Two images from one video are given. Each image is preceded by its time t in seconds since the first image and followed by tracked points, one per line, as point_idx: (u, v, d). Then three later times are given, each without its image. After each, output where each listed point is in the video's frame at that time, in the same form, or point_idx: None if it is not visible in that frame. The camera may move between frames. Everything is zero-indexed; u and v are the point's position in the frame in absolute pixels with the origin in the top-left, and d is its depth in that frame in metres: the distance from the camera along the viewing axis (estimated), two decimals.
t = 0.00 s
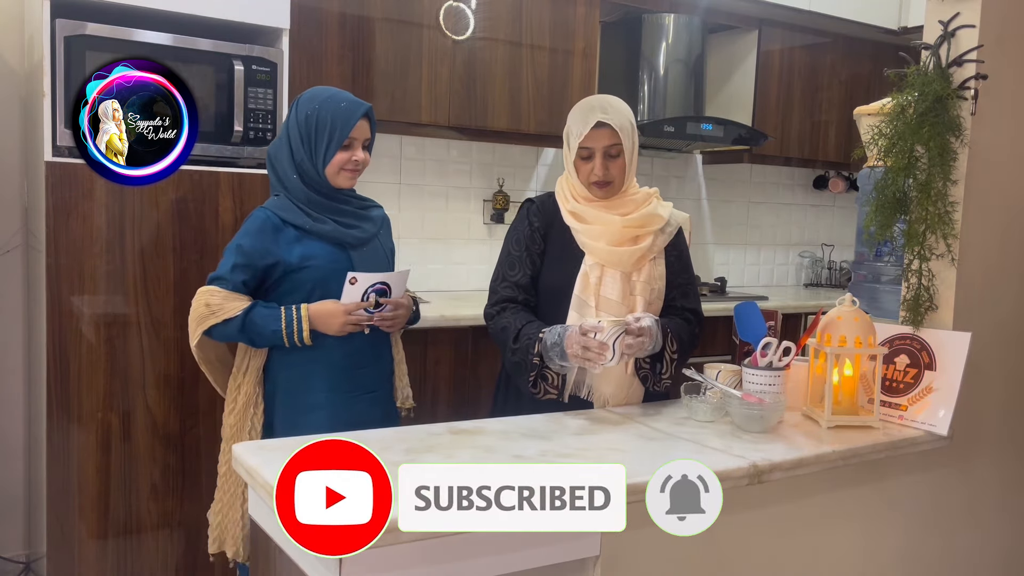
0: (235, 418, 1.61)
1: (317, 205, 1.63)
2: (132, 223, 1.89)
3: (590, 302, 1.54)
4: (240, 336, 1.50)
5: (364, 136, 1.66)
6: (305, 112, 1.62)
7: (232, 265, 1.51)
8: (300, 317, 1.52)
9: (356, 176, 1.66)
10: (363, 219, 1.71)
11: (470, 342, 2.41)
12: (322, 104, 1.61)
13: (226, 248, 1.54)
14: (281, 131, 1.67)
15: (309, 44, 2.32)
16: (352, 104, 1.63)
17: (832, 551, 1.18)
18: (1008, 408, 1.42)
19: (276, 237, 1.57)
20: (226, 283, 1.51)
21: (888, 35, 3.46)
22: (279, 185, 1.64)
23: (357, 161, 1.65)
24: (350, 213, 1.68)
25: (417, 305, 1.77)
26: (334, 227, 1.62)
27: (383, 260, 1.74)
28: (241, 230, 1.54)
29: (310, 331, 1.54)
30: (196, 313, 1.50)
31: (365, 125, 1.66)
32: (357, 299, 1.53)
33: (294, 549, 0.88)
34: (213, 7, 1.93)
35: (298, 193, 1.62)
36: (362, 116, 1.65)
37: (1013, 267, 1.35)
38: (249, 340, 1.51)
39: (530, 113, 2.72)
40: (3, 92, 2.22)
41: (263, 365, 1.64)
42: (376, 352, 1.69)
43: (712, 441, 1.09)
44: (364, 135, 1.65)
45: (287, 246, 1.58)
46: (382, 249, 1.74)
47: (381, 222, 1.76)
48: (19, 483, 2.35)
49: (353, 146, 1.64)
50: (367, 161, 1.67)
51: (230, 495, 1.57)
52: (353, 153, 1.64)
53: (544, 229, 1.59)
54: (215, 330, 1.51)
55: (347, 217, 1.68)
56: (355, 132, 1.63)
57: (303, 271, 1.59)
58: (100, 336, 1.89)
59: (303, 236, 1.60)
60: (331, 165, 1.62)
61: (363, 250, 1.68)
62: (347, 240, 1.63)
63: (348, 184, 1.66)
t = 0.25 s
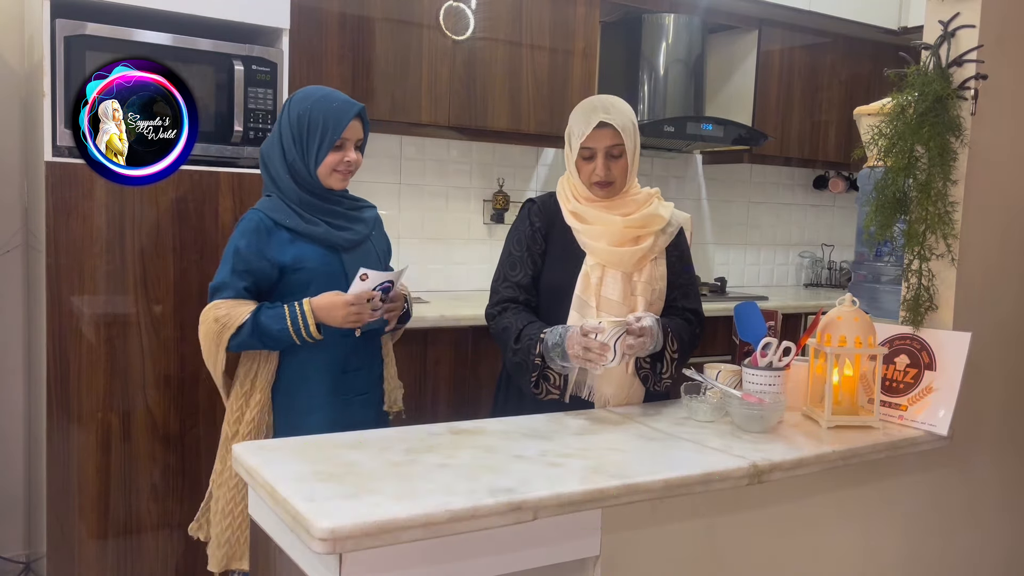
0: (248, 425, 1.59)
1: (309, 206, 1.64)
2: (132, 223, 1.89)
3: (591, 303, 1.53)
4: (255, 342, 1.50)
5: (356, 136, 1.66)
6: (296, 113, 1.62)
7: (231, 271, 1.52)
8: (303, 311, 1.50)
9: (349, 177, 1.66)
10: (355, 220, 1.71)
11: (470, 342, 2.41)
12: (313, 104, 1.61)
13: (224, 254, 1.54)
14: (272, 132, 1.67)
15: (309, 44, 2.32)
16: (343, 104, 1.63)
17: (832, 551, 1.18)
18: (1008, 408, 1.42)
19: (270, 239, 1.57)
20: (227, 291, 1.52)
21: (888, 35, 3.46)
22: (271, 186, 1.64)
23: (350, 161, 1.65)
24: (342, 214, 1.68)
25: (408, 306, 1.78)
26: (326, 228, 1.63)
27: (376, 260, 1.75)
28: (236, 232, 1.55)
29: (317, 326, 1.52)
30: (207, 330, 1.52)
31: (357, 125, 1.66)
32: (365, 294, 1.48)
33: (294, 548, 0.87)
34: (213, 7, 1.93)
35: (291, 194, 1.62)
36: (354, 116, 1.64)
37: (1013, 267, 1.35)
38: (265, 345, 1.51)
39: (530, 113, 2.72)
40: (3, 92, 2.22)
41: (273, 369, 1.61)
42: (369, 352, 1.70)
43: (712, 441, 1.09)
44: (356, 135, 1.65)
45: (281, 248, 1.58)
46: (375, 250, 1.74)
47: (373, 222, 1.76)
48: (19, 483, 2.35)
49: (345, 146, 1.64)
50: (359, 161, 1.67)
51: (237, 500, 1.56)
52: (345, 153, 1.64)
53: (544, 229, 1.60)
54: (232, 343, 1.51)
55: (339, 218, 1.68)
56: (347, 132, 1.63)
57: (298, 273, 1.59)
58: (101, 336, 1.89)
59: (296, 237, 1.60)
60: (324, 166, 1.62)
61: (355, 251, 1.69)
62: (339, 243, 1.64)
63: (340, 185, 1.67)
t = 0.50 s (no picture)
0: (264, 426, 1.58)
1: (305, 206, 1.64)
2: (132, 222, 1.89)
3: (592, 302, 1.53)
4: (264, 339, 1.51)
5: (351, 135, 1.66)
6: (291, 112, 1.62)
7: (231, 270, 1.53)
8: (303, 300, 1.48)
9: (344, 177, 1.66)
10: (350, 220, 1.72)
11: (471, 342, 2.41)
12: (308, 104, 1.61)
13: (223, 252, 1.55)
14: (269, 130, 1.67)
15: (309, 44, 2.32)
16: (338, 103, 1.62)
17: (832, 551, 1.17)
18: (1008, 408, 1.42)
19: (267, 238, 1.58)
20: (228, 291, 1.53)
21: (888, 35, 3.46)
22: (268, 185, 1.65)
23: (345, 161, 1.64)
24: (337, 215, 1.69)
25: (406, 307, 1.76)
26: (320, 229, 1.64)
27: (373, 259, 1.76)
28: (234, 231, 1.56)
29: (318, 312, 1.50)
30: (213, 332, 1.51)
31: (353, 125, 1.65)
32: (341, 271, 1.43)
33: (294, 548, 0.87)
34: (213, 6, 1.93)
35: (287, 194, 1.63)
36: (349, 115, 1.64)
37: (1013, 267, 1.35)
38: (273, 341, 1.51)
39: (530, 113, 2.72)
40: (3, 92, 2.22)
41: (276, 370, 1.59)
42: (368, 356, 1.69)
43: (712, 441, 1.09)
44: (351, 134, 1.64)
45: (277, 246, 1.59)
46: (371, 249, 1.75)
47: (370, 220, 1.76)
48: (19, 483, 2.35)
49: (340, 146, 1.64)
50: (355, 161, 1.67)
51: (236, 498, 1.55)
52: (340, 152, 1.64)
53: (545, 229, 1.60)
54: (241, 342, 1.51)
55: (334, 219, 1.69)
56: (342, 132, 1.63)
57: (296, 273, 1.60)
58: (101, 336, 1.89)
59: (292, 237, 1.61)
60: (319, 166, 1.62)
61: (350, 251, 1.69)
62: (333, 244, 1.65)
63: (336, 184, 1.67)
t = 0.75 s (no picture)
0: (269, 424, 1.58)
1: (300, 206, 1.64)
2: (132, 222, 1.89)
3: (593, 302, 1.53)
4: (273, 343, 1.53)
5: (343, 134, 1.65)
6: (284, 113, 1.62)
7: (232, 269, 1.55)
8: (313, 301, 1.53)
9: (339, 176, 1.65)
10: (348, 221, 1.70)
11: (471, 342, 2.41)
12: (299, 104, 1.61)
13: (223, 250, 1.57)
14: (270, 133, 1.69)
15: (309, 44, 2.32)
16: (328, 102, 1.62)
17: (832, 551, 1.18)
18: (1008, 408, 1.42)
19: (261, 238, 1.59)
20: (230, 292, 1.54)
21: (888, 35, 3.46)
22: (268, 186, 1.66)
23: (338, 160, 1.63)
24: (333, 216, 1.68)
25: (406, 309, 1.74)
26: (312, 229, 1.63)
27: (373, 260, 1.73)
28: (231, 230, 1.58)
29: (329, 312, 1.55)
30: (221, 336, 1.53)
31: (345, 124, 1.65)
32: (353, 261, 1.50)
33: (294, 548, 0.87)
34: (213, 7, 1.93)
35: (282, 195, 1.64)
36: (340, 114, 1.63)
37: (1013, 267, 1.35)
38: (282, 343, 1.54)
39: (530, 113, 2.72)
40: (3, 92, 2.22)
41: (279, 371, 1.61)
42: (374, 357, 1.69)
43: (712, 441, 1.09)
44: (342, 133, 1.64)
45: (272, 246, 1.60)
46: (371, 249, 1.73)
47: (370, 220, 1.74)
48: (19, 482, 2.35)
49: (332, 145, 1.64)
50: (350, 160, 1.66)
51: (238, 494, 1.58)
52: (332, 151, 1.63)
53: (545, 230, 1.60)
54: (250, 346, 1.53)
55: (331, 219, 1.68)
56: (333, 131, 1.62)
57: (289, 272, 1.61)
58: (101, 336, 1.88)
59: (286, 237, 1.61)
60: (311, 165, 1.62)
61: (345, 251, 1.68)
62: (327, 245, 1.63)
63: (331, 183, 1.66)
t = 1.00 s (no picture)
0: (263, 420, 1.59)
1: (299, 205, 1.68)
2: (132, 222, 1.89)
3: (593, 303, 1.53)
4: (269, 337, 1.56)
5: (336, 131, 1.66)
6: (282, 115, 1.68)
7: (234, 266, 1.62)
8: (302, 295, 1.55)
9: (334, 174, 1.66)
10: (350, 221, 1.70)
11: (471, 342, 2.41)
12: (292, 104, 1.66)
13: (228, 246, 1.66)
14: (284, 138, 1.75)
15: (309, 44, 2.32)
16: (317, 99, 1.64)
17: (832, 551, 1.18)
18: (1008, 408, 1.42)
19: (259, 236, 1.64)
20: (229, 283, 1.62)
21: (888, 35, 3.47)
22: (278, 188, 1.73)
23: (332, 158, 1.65)
24: (334, 215, 1.68)
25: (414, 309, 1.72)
26: (309, 226, 1.66)
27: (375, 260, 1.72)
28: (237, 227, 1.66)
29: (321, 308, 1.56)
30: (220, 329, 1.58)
31: (336, 121, 1.66)
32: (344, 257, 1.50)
33: (294, 548, 0.87)
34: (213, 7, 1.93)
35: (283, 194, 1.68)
36: (328, 111, 1.64)
37: (1013, 267, 1.36)
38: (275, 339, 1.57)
39: (530, 113, 2.72)
40: (3, 92, 2.22)
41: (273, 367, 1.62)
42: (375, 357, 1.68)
43: (712, 441, 1.09)
44: (333, 130, 1.65)
45: (268, 243, 1.64)
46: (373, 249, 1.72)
47: (375, 222, 1.72)
48: (19, 482, 2.35)
49: (324, 142, 1.65)
50: (345, 158, 1.66)
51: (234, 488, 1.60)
52: (325, 148, 1.65)
53: (544, 231, 1.60)
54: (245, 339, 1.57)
55: (332, 219, 1.69)
56: (321, 129, 1.64)
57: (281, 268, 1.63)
58: (101, 336, 1.88)
59: (282, 234, 1.65)
60: (303, 163, 1.65)
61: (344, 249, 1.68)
62: (322, 242, 1.65)
63: (327, 181, 1.67)
